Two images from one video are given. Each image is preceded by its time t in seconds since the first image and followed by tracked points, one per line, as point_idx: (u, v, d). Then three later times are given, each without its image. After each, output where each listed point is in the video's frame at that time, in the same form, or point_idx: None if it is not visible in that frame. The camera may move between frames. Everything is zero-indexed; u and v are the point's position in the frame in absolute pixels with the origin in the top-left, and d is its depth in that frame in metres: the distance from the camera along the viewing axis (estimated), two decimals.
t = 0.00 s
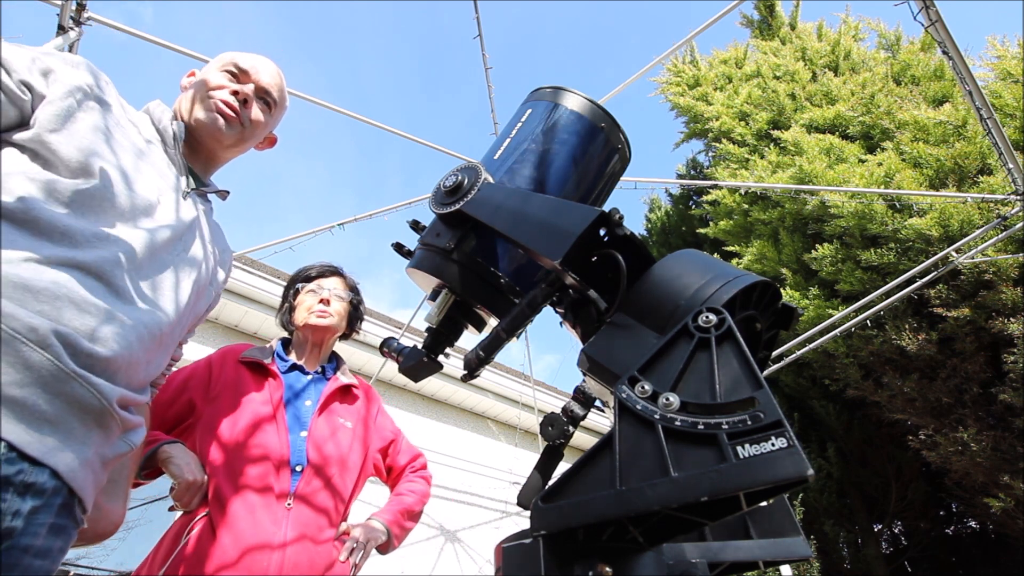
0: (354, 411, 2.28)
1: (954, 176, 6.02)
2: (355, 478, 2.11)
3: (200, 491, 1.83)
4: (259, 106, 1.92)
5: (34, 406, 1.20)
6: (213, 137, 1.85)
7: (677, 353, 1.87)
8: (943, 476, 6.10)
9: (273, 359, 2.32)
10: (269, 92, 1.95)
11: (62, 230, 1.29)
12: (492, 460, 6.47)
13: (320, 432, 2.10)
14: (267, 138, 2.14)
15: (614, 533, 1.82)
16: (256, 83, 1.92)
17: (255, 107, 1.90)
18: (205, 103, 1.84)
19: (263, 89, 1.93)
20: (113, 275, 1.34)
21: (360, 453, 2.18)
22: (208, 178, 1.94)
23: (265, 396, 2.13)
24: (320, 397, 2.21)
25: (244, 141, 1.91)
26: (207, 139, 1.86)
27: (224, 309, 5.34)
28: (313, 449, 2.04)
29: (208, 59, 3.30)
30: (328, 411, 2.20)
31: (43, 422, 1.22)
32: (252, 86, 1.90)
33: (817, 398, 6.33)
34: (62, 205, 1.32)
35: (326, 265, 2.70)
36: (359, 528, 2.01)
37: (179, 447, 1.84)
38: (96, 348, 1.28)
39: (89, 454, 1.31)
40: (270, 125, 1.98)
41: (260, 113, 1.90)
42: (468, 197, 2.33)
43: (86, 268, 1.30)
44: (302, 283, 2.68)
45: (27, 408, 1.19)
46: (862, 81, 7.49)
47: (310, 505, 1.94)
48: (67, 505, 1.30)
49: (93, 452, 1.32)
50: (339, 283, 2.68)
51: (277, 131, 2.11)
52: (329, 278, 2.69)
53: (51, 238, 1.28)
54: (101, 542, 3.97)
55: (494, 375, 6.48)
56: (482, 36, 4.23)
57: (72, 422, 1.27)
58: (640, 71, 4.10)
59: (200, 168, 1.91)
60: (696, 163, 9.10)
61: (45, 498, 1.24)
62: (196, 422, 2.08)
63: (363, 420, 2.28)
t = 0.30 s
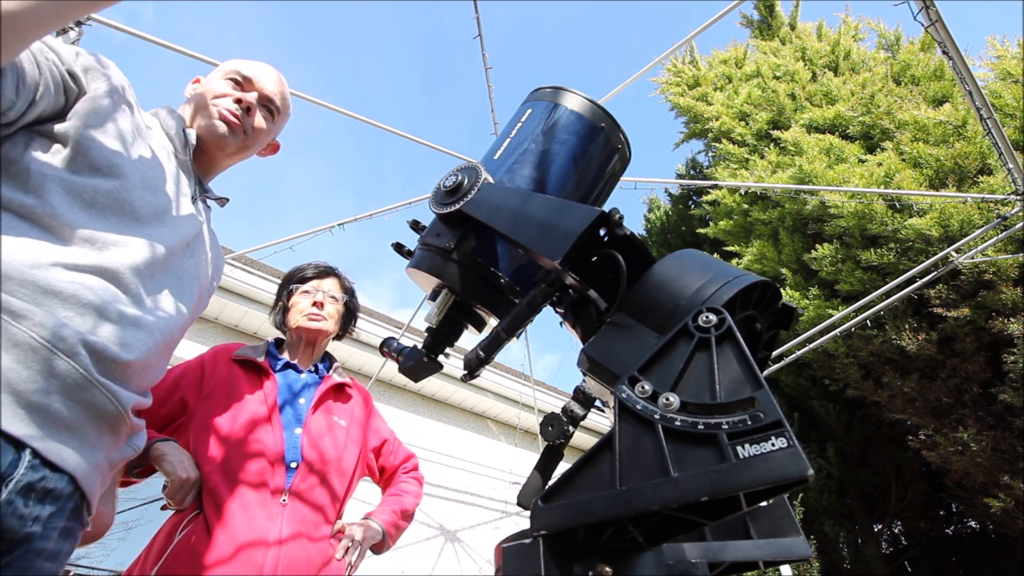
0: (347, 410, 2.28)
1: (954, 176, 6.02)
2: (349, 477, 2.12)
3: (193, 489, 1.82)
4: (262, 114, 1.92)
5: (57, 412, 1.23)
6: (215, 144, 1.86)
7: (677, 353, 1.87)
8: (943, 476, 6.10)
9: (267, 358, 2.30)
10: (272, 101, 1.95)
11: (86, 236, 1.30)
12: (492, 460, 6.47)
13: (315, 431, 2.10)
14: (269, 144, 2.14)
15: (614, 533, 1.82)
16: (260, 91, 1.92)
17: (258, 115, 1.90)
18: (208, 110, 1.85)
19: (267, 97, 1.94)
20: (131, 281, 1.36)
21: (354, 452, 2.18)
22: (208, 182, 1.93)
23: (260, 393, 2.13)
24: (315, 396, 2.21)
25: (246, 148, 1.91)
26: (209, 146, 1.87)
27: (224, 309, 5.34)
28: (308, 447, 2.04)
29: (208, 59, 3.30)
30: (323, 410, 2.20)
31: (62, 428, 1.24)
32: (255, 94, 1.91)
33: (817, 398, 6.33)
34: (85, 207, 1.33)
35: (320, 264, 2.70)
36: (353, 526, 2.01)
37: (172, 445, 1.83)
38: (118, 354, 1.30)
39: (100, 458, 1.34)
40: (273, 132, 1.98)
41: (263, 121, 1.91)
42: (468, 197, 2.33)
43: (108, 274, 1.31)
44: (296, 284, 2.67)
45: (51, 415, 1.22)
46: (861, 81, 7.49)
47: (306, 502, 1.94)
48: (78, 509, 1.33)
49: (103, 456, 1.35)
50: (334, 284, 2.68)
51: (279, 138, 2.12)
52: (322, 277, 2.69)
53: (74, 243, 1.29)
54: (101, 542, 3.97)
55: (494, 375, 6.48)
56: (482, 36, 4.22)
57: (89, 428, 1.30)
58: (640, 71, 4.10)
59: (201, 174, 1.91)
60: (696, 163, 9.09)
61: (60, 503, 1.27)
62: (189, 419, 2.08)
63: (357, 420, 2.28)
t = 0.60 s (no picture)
0: (345, 410, 2.28)
1: (954, 176, 6.02)
2: (347, 477, 2.11)
3: (190, 488, 1.83)
4: (266, 118, 1.92)
5: (67, 412, 1.22)
6: (219, 147, 1.86)
7: (677, 353, 1.87)
8: (943, 476, 6.10)
9: (262, 358, 2.30)
10: (276, 105, 1.95)
11: (96, 235, 1.30)
12: (492, 460, 6.47)
13: (313, 431, 2.10)
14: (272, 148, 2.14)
15: (614, 533, 1.82)
16: (264, 95, 1.93)
17: (262, 119, 1.90)
18: (212, 114, 1.85)
19: (271, 101, 1.94)
20: (137, 281, 1.36)
21: (352, 452, 2.18)
22: (213, 184, 1.93)
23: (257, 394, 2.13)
24: (312, 396, 2.21)
25: (250, 152, 1.92)
26: (214, 149, 1.87)
27: (224, 309, 5.34)
28: (306, 446, 2.04)
29: (208, 59, 3.30)
30: (321, 409, 2.20)
31: (70, 427, 1.24)
32: (260, 98, 1.91)
33: (817, 398, 6.33)
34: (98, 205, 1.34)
35: (317, 264, 2.69)
36: (352, 526, 2.01)
37: (168, 444, 1.82)
38: (127, 354, 1.30)
39: (106, 458, 1.34)
40: (277, 137, 1.98)
41: (267, 125, 1.92)
42: (467, 197, 2.33)
43: (116, 272, 1.31)
44: (293, 282, 2.67)
45: (60, 415, 1.22)
46: (861, 81, 7.49)
47: (305, 501, 1.94)
48: (83, 509, 1.35)
49: (109, 456, 1.35)
50: (331, 283, 2.68)
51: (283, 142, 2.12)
52: (319, 277, 2.68)
53: (82, 242, 1.28)
54: (102, 542, 3.97)
55: (494, 375, 6.48)
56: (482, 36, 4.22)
57: (97, 429, 1.30)
58: (640, 71, 4.10)
59: (206, 177, 1.91)
60: (696, 163, 9.09)
61: (69, 503, 1.29)
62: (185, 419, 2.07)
63: (354, 420, 2.28)
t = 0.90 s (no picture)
0: (346, 409, 2.28)
1: (954, 176, 6.02)
2: (349, 476, 2.12)
3: (193, 488, 1.83)
4: (277, 121, 1.92)
5: (65, 407, 1.23)
6: (227, 146, 1.86)
7: (677, 353, 1.87)
8: (943, 476, 6.10)
9: (265, 356, 2.29)
10: (287, 109, 1.95)
11: (95, 228, 1.31)
12: (492, 460, 6.47)
13: (315, 429, 2.10)
14: (280, 150, 2.15)
15: (614, 532, 1.82)
16: (276, 98, 1.93)
17: (273, 122, 1.91)
18: (221, 112, 1.86)
19: (283, 104, 1.94)
20: (137, 280, 1.36)
21: (354, 451, 2.18)
22: (217, 182, 1.93)
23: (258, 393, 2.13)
24: (313, 395, 2.20)
25: (258, 152, 1.92)
26: (222, 148, 1.87)
27: (224, 309, 5.34)
28: (308, 445, 2.04)
29: (208, 59, 3.31)
30: (322, 409, 2.20)
31: (71, 423, 1.25)
32: (272, 101, 1.92)
33: (817, 398, 6.32)
34: (93, 201, 1.35)
35: (316, 261, 2.69)
36: (354, 525, 2.01)
37: (170, 443, 1.82)
38: (124, 352, 1.31)
39: (106, 454, 1.35)
40: (286, 140, 1.99)
41: (277, 128, 1.92)
42: (467, 197, 2.33)
43: (113, 271, 1.32)
44: (294, 280, 2.66)
45: (59, 410, 1.23)
46: (861, 81, 7.49)
47: (308, 500, 1.94)
48: (84, 505, 1.35)
49: (109, 452, 1.36)
50: (332, 281, 2.68)
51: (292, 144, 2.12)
52: (319, 274, 2.68)
53: (80, 233, 1.30)
54: (102, 541, 3.97)
55: (494, 375, 6.48)
56: (482, 36, 4.22)
57: (96, 424, 1.30)
58: (640, 71, 4.10)
59: (212, 174, 1.91)
60: (696, 163, 9.08)
61: (69, 498, 1.29)
62: (187, 418, 2.08)
63: (356, 419, 2.28)
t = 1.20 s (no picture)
0: (349, 409, 2.28)
1: (954, 176, 6.02)
2: (351, 476, 2.12)
3: (193, 489, 1.83)
4: (274, 113, 1.92)
5: (48, 400, 1.22)
6: (223, 138, 1.86)
7: (677, 353, 1.86)
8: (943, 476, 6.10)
9: (268, 356, 2.28)
10: (285, 100, 1.96)
11: (76, 221, 1.31)
12: (492, 460, 6.47)
13: (317, 430, 2.10)
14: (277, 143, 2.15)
15: (614, 533, 1.82)
16: (274, 89, 1.93)
17: (269, 114, 1.90)
18: (217, 104, 1.85)
19: (280, 96, 1.95)
20: (125, 271, 1.35)
21: (356, 451, 2.18)
22: (216, 176, 1.94)
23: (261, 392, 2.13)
24: (316, 395, 2.20)
25: (255, 145, 1.92)
26: (218, 140, 1.87)
27: (224, 309, 5.34)
28: (310, 445, 2.04)
29: (209, 60, 3.31)
30: (324, 409, 2.19)
31: (54, 417, 1.23)
32: (269, 93, 1.91)
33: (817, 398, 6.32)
34: (81, 194, 1.34)
35: (323, 260, 2.70)
36: (355, 526, 2.01)
37: (173, 443, 1.82)
38: (109, 344, 1.29)
39: (97, 449, 1.33)
40: (283, 132, 1.99)
41: (274, 120, 1.92)
42: (467, 197, 2.32)
43: (98, 263, 1.31)
44: (298, 279, 2.68)
45: (41, 403, 1.21)
46: (861, 81, 7.49)
47: (309, 500, 1.94)
48: (74, 502, 1.32)
49: (100, 447, 1.33)
50: (336, 280, 2.68)
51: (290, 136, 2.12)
52: (325, 272, 2.69)
53: (63, 228, 1.29)
54: (101, 541, 3.96)
55: (494, 375, 6.48)
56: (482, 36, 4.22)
57: (82, 418, 1.28)
58: (640, 71, 4.10)
59: (208, 166, 1.91)
60: (696, 163, 9.08)
61: (55, 494, 1.26)
62: (190, 417, 2.08)
63: (358, 419, 2.28)
